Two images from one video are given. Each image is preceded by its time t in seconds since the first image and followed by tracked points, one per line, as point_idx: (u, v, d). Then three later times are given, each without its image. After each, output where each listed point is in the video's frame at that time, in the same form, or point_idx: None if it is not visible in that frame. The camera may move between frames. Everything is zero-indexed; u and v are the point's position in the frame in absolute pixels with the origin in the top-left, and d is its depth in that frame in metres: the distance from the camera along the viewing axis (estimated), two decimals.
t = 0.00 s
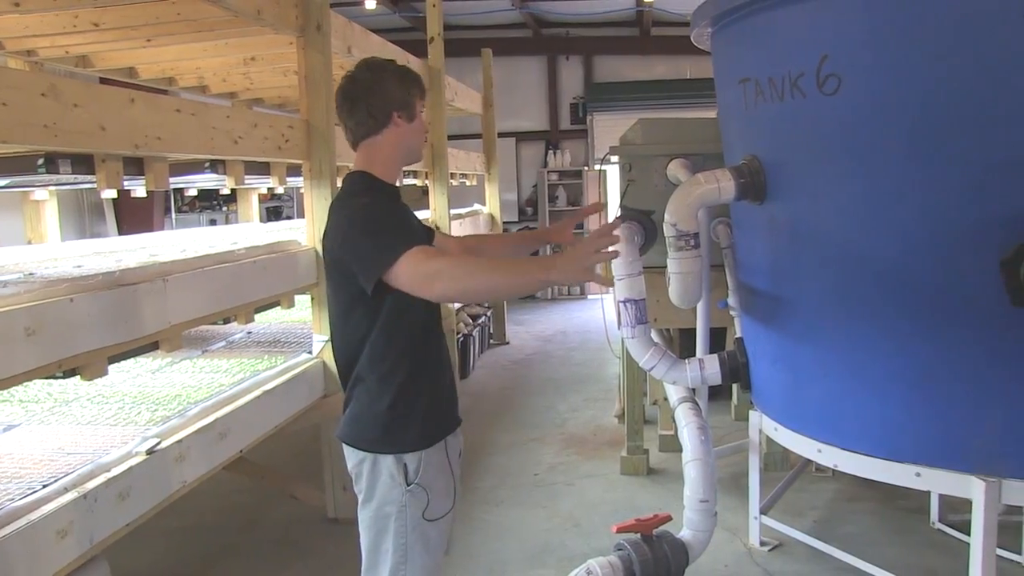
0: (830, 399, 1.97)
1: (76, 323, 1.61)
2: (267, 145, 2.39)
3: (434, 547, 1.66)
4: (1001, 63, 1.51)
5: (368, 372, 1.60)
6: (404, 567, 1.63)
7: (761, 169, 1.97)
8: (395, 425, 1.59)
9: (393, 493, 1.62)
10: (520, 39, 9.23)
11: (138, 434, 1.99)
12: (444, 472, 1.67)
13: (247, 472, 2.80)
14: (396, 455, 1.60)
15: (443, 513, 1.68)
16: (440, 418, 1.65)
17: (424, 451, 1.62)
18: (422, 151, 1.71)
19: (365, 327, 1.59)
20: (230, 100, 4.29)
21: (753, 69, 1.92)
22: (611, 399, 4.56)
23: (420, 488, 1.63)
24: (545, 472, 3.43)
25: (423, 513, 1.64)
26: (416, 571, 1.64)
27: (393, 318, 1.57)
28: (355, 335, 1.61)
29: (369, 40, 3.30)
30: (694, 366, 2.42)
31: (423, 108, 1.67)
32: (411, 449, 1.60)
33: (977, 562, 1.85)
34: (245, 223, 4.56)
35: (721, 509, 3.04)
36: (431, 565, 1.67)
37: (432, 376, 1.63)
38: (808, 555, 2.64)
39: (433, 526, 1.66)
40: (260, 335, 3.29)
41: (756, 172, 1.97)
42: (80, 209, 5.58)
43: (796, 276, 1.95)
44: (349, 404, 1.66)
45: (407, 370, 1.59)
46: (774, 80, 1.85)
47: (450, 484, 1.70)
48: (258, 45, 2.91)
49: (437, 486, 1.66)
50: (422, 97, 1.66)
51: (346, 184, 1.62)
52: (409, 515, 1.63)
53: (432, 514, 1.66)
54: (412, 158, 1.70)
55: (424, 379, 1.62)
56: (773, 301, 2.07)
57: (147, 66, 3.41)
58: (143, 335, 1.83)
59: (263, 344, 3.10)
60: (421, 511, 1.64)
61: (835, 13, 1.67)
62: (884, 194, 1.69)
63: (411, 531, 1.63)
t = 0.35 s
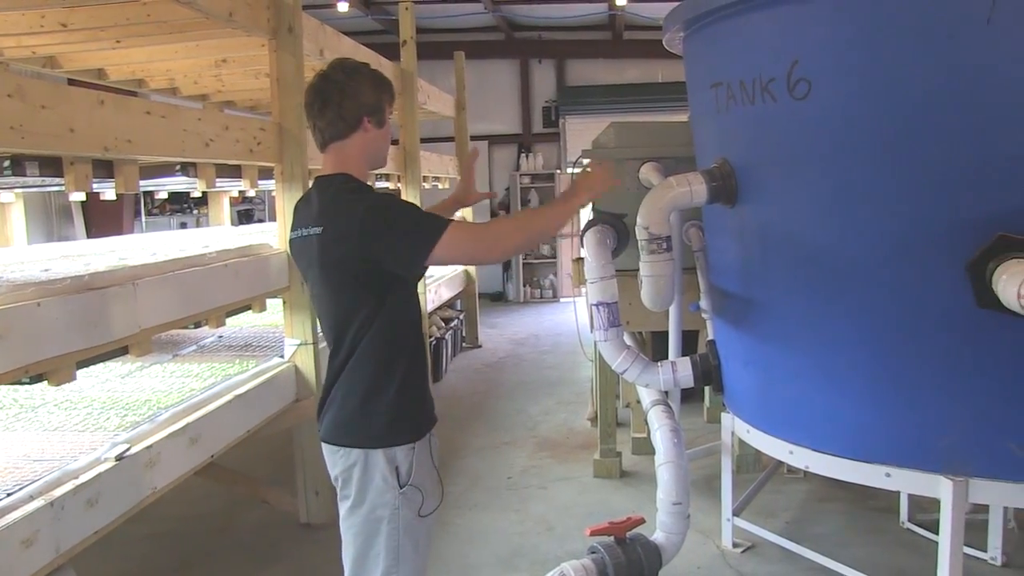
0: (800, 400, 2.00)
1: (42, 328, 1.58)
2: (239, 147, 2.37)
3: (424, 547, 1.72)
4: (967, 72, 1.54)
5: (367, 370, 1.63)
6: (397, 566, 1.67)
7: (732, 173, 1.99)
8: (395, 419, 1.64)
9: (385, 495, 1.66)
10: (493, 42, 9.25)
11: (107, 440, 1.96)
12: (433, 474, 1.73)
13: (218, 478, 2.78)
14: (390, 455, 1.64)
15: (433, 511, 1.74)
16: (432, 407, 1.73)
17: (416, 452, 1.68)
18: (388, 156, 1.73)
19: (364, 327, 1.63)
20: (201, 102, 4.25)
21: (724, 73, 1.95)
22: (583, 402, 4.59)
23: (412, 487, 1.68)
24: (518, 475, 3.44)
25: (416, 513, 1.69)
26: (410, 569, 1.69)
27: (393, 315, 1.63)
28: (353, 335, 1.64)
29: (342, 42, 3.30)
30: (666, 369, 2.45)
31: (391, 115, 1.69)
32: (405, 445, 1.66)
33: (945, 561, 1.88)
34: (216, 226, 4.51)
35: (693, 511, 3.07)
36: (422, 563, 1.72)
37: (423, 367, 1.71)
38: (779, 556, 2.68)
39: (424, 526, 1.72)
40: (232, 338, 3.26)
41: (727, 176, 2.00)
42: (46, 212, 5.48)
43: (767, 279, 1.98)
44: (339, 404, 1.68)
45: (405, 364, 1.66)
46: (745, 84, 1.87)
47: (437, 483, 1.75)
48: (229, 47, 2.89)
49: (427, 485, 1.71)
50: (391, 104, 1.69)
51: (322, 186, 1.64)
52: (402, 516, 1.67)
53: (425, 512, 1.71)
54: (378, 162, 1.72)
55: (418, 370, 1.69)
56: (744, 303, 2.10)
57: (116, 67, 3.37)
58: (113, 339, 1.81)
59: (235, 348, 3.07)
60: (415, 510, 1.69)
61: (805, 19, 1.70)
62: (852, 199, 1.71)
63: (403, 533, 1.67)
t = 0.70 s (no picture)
0: (774, 411, 2.03)
1: (11, 334, 1.55)
2: (213, 154, 2.35)
3: (400, 554, 1.73)
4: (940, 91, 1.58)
5: (344, 382, 1.64)
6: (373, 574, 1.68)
7: (707, 185, 2.02)
8: (371, 429, 1.66)
9: (362, 504, 1.66)
10: (467, 51, 9.28)
11: (76, 448, 1.92)
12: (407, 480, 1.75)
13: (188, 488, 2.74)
14: (364, 464, 1.66)
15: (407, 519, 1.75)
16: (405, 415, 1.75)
17: (390, 460, 1.69)
18: (375, 179, 1.73)
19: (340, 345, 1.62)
20: (174, 107, 4.21)
21: (700, 86, 1.98)
22: (555, 411, 4.60)
23: (386, 494, 1.69)
24: (490, 485, 3.44)
25: (392, 519, 1.71)
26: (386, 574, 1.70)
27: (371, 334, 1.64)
28: (330, 349, 1.63)
29: (318, 48, 3.28)
30: (640, 379, 2.46)
31: (391, 142, 1.70)
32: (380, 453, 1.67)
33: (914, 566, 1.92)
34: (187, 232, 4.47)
35: (666, 521, 3.10)
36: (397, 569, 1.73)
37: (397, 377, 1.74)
38: (750, 565, 2.70)
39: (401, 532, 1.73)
40: (204, 346, 3.23)
41: (701, 188, 2.03)
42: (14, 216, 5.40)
43: (740, 290, 2.01)
44: (314, 413, 1.67)
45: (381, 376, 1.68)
46: (720, 96, 1.91)
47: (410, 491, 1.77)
48: (205, 52, 2.87)
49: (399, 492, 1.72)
50: (395, 132, 1.69)
51: (303, 189, 1.64)
52: (378, 523, 1.68)
53: (399, 519, 1.73)
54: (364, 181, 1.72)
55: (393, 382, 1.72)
56: (717, 314, 2.13)
57: (89, 70, 3.32)
58: (85, 345, 1.78)
59: (207, 355, 3.03)
60: (389, 517, 1.70)
61: (781, 34, 1.73)
62: (825, 211, 1.75)
63: (379, 541, 1.68)
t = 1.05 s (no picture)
0: (729, 417, 2.09)
1: None
2: (168, 162, 2.31)
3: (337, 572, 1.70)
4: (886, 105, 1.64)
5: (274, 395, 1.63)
6: None
7: (662, 194, 2.08)
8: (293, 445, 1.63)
9: (296, 517, 1.64)
10: (422, 60, 9.29)
11: (26, 463, 1.87)
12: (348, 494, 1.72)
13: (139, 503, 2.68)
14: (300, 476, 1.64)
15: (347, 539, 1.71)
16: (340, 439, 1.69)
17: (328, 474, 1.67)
18: (357, 205, 1.72)
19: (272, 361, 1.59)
20: (125, 114, 4.13)
21: (655, 97, 2.03)
22: (513, 419, 4.62)
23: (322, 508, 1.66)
24: (449, 493, 3.44)
25: (327, 536, 1.67)
26: None
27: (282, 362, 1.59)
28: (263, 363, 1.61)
29: (273, 56, 3.26)
30: (597, 387, 2.50)
31: (382, 174, 1.69)
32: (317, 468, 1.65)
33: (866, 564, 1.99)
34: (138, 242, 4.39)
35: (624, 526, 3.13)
36: None
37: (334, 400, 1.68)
38: (706, 568, 2.75)
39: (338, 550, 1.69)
40: (157, 356, 3.17)
41: (657, 197, 2.08)
42: None
43: (696, 298, 2.06)
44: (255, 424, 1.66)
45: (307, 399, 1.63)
46: (676, 106, 1.96)
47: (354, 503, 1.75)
48: (158, 59, 2.83)
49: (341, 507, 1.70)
50: (390, 166, 1.68)
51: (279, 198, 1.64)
52: (312, 538, 1.65)
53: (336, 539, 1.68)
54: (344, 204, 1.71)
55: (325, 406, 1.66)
56: (673, 320, 2.18)
57: (36, 77, 3.24)
58: (37, 357, 1.75)
59: (160, 366, 2.98)
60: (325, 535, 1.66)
61: (734, 47, 1.79)
62: (777, 220, 1.81)
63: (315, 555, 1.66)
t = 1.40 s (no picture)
0: (701, 422, 2.12)
1: None
2: (145, 169, 2.32)
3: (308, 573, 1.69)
4: (851, 118, 1.71)
5: (244, 395, 1.64)
6: None
7: (636, 202, 2.13)
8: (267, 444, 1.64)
9: (264, 515, 1.66)
10: (397, 68, 9.33)
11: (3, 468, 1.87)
12: (319, 496, 1.72)
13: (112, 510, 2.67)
14: (268, 476, 1.65)
15: (318, 540, 1.71)
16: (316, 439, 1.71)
17: (297, 476, 1.67)
18: (335, 217, 1.74)
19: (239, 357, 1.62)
20: (99, 121, 4.12)
21: (629, 106, 2.08)
22: (487, 425, 4.65)
23: (290, 509, 1.66)
24: (424, 499, 3.46)
25: (293, 536, 1.67)
26: None
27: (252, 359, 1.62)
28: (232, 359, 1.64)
29: (249, 63, 3.27)
30: (571, 393, 2.54)
31: (362, 187, 1.71)
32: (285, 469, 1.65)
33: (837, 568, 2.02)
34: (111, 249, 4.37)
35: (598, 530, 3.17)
36: None
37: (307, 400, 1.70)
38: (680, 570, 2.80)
39: (309, 551, 1.69)
40: (133, 362, 3.16)
41: (630, 205, 2.13)
42: None
43: (670, 304, 2.11)
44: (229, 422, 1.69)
45: (279, 398, 1.65)
46: (649, 115, 2.01)
47: (326, 506, 1.74)
48: (134, 66, 2.83)
49: (309, 509, 1.69)
50: (369, 180, 1.71)
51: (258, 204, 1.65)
52: (279, 537, 1.65)
53: (303, 541, 1.68)
54: (322, 214, 1.73)
55: (297, 406, 1.68)
56: (647, 326, 2.23)
57: (9, 82, 3.22)
58: (14, 362, 1.75)
59: (134, 373, 2.97)
60: (291, 535, 1.66)
61: (705, 59, 1.84)
62: (747, 227, 1.86)
63: (283, 555, 1.65)
